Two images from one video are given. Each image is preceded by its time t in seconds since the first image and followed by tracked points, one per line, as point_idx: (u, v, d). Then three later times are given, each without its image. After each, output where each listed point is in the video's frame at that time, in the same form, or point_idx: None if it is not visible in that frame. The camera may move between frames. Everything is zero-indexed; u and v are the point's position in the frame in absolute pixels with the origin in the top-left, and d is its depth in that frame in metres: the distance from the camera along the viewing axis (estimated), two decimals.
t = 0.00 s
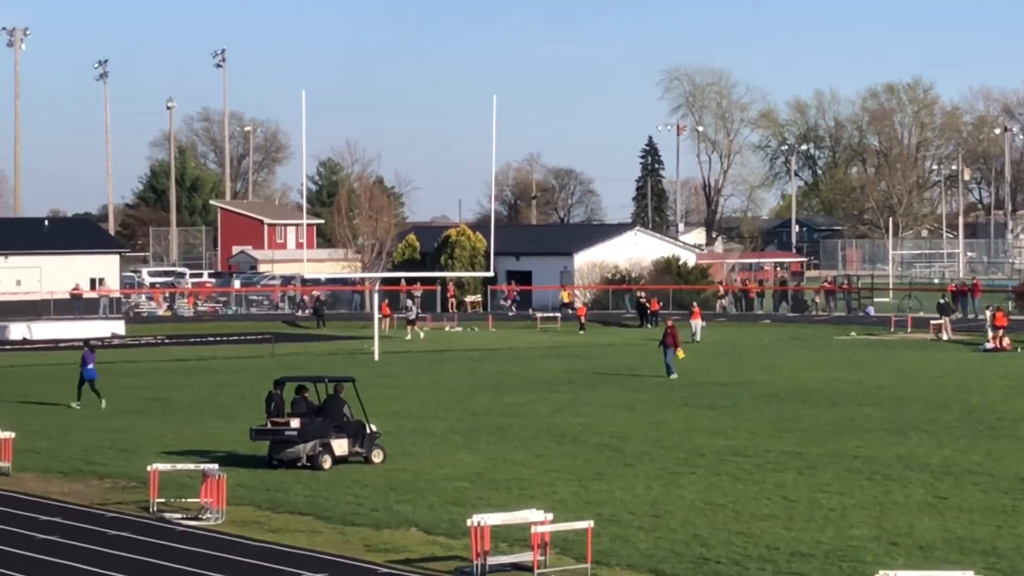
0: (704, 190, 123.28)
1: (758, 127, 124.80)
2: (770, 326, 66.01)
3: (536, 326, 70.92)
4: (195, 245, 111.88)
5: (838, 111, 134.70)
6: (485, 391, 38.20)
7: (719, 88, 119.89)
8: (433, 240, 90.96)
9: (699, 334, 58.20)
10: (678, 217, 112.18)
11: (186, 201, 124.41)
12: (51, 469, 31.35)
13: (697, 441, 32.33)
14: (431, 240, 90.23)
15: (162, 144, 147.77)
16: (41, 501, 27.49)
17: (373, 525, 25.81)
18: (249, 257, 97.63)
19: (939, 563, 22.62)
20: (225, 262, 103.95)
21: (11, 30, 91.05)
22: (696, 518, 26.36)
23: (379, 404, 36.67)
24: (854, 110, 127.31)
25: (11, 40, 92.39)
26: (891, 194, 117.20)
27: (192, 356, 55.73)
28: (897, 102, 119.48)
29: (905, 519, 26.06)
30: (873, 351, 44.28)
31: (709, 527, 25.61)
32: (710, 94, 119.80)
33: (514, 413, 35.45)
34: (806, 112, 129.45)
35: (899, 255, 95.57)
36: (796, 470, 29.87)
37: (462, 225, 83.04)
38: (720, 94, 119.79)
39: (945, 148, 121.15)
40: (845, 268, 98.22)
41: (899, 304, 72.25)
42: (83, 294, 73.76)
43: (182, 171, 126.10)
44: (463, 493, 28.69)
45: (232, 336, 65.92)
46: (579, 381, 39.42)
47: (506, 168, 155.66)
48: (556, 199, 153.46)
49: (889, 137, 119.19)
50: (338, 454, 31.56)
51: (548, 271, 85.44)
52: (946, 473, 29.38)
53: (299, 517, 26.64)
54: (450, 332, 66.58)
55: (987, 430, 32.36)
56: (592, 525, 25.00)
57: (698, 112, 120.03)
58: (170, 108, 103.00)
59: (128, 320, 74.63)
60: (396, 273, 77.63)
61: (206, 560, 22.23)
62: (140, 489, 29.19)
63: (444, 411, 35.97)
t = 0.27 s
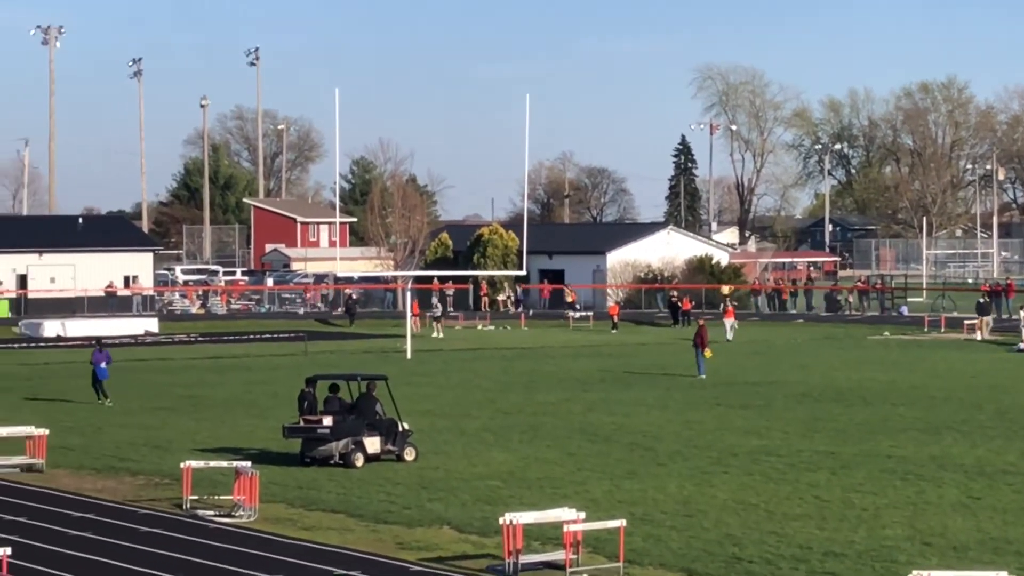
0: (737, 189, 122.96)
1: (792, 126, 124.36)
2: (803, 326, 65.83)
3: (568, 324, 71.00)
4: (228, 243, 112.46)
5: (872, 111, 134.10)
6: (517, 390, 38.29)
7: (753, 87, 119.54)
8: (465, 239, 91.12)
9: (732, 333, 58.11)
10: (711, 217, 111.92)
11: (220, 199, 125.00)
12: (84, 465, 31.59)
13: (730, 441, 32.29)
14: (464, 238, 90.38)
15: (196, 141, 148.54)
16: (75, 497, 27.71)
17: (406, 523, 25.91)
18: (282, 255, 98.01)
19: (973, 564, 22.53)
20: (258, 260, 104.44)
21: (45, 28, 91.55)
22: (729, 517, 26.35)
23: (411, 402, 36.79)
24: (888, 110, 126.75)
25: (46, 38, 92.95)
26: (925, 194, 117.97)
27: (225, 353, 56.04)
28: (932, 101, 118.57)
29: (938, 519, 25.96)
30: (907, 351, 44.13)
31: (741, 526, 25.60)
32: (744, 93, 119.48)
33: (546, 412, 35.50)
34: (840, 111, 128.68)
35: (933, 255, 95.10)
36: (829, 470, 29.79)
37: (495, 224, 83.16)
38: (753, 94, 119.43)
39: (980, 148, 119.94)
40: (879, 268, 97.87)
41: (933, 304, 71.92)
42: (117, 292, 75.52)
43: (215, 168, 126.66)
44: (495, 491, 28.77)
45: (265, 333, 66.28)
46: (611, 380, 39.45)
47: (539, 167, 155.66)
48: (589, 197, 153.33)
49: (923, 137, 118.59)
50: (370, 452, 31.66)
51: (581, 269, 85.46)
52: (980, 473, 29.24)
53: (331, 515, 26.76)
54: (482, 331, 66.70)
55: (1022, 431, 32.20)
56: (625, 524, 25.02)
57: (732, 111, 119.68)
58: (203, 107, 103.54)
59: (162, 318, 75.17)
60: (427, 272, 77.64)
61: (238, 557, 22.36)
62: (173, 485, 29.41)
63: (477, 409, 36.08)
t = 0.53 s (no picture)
0: (771, 187, 122.60)
1: (825, 125, 123.92)
2: (837, 325, 65.61)
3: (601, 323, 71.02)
4: (261, 241, 112.96)
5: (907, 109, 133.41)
6: (550, 388, 38.36)
7: (787, 86, 119.15)
8: (498, 237, 91.22)
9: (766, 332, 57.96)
10: (745, 215, 111.62)
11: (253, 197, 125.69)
12: (118, 462, 31.84)
13: (764, 440, 32.23)
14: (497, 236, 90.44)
15: (230, 139, 149.18)
16: (109, 494, 27.92)
17: (439, 522, 26.00)
18: (315, 253, 98.35)
19: (1008, 565, 22.41)
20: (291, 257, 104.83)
21: (79, 25, 92.08)
22: (762, 517, 26.30)
23: (443, 400, 36.90)
24: (923, 108, 126.16)
25: (80, 35, 93.50)
26: (959, 193, 116.57)
27: (257, 351, 56.35)
28: (966, 100, 118.50)
29: (972, 519, 25.86)
30: (941, 350, 43.96)
31: (775, 526, 25.56)
32: (778, 91, 119.11)
33: (578, 410, 35.54)
34: (874, 109, 128.47)
35: (968, 254, 94.53)
36: (863, 470, 29.70)
37: (527, 222, 83.23)
38: (787, 92, 119.04)
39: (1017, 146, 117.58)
40: (913, 267, 97.33)
41: (967, 303, 71.62)
42: (149, 291, 75.72)
43: (248, 166, 127.17)
44: (527, 490, 28.83)
45: (297, 331, 66.54)
46: (644, 378, 39.46)
47: (572, 165, 155.57)
48: (622, 195, 153.14)
49: (958, 136, 118.17)
50: (403, 450, 31.66)
51: (614, 268, 85.40)
52: (1015, 474, 29.08)
53: (364, 513, 26.86)
54: (514, 328, 66.78)
55: None
56: (657, 524, 25.01)
57: (766, 109, 119.30)
58: (237, 105, 104.04)
59: (194, 316, 75.56)
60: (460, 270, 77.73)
61: (270, 554, 22.50)
62: (206, 483, 29.61)
63: (510, 407, 36.13)
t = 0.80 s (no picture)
0: (801, 186, 122.22)
1: (856, 123, 123.44)
2: (867, 324, 65.42)
3: (630, 321, 71.03)
4: (290, 239, 113.41)
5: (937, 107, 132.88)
6: (578, 387, 38.43)
7: (817, 84, 118.80)
8: (527, 235, 91.25)
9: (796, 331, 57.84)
10: (774, 214, 111.30)
11: (281, 195, 126.13)
12: (147, 460, 32.08)
13: (793, 440, 32.21)
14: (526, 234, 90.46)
15: (259, 137, 149.77)
16: (138, 492, 28.17)
17: (468, 520, 26.11)
18: (344, 251, 98.64)
19: None
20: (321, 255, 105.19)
21: (110, 24, 92.56)
22: (790, 516, 26.32)
23: (472, 398, 37.02)
24: (954, 107, 125.65)
25: (110, 33, 94.04)
26: (990, 192, 116.07)
27: (286, 349, 56.63)
28: (997, 99, 118.60)
29: (1003, 519, 25.78)
30: (973, 350, 43.81)
31: (803, 525, 25.56)
32: (807, 90, 118.80)
33: (607, 409, 35.59)
34: (904, 108, 127.90)
35: (999, 254, 93.91)
36: (891, 469, 29.65)
37: (556, 220, 83.27)
38: (817, 90, 118.69)
39: None
40: (944, 267, 96.78)
41: (998, 302, 71.37)
42: (180, 288, 76.22)
43: (278, 164, 127.61)
44: (556, 488, 28.90)
45: (326, 329, 66.74)
46: (672, 377, 39.49)
47: (601, 163, 155.46)
48: (651, 194, 153.01)
49: (989, 134, 118.26)
50: (431, 449, 31.79)
51: (643, 266, 85.28)
52: None
53: (392, 511, 27.00)
54: (542, 327, 66.82)
55: None
56: (685, 522, 25.06)
57: (795, 108, 118.96)
58: (266, 103, 104.51)
59: (224, 313, 75.99)
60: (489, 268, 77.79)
61: (298, 552, 22.67)
62: (235, 480, 29.82)
63: (538, 406, 36.23)
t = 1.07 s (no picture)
0: (825, 184, 121.87)
1: (881, 122, 123.05)
2: (892, 322, 65.21)
3: (654, 320, 70.99)
4: (314, 237, 113.78)
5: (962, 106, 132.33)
6: (602, 385, 38.47)
7: (841, 82, 118.51)
8: (551, 233, 91.25)
9: (820, 330, 57.72)
10: (799, 213, 110.96)
11: (306, 193, 126.53)
12: (172, 458, 32.27)
13: (817, 438, 32.17)
14: (550, 233, 90.48)
15: (284, 136, 150.26)
16: (163, 490, 28.35)
17: (492, 518, 26.19)
18: (369, 249, 98.86)
19: None
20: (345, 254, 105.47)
21: (134, 22, 93.01)
22: (815, 515, 26.31)
23: (495, 397, 37.11)
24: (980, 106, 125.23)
25: (135, 31, 94.45)
26: (1016, 190, 115.45)
27: (310, 347, 56.85)
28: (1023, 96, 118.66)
29: None
30: (998, 348, 43.65)
31: (828, 524, 25.55)
32: (832, 88, 118.53)
33: (631, 408, 35.62)
34: (929, 106, 127.47)
35: None
36: (917, 468, 29.60)
37: (579, 219, 83.28)
38: (842, 88, 118.39)
39: None
40: (969, 266, 96.27)
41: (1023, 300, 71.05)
42: (204, 287, 76.46)
43: (302, 163, 128.00)
44: (580, 487, 28.96)
45: (351, 327, 66.89)
46: (696, 376, 39.48)
47: (625, 162, 155.35)
48: (676, 192, 152.88)
49: (1014, 132, 117.81)
50: (455, 447, 31.89)
51: (667, 264, 85.13)
52: None
53: (417, 510, 27.10)
54: (566, 325, 66.83)
55: None
56: (710, 521, 25.08)
57: (820, 106, 118.65)
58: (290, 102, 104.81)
59: (248, 311, 76.27)
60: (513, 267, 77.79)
61: (323, 550, 22.80)
62: (260, 479, 29.97)
63: (562, 404, 36.28)
